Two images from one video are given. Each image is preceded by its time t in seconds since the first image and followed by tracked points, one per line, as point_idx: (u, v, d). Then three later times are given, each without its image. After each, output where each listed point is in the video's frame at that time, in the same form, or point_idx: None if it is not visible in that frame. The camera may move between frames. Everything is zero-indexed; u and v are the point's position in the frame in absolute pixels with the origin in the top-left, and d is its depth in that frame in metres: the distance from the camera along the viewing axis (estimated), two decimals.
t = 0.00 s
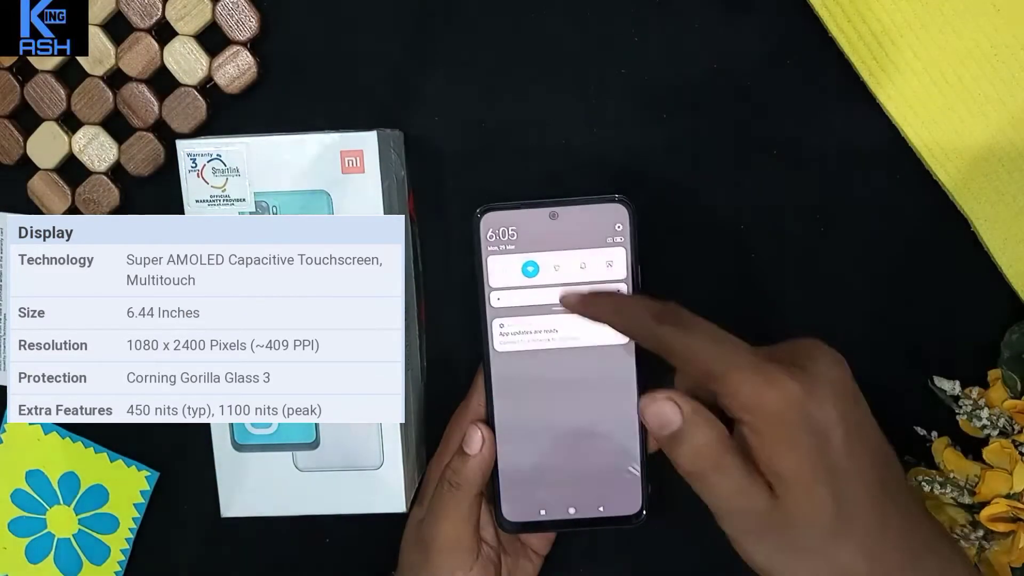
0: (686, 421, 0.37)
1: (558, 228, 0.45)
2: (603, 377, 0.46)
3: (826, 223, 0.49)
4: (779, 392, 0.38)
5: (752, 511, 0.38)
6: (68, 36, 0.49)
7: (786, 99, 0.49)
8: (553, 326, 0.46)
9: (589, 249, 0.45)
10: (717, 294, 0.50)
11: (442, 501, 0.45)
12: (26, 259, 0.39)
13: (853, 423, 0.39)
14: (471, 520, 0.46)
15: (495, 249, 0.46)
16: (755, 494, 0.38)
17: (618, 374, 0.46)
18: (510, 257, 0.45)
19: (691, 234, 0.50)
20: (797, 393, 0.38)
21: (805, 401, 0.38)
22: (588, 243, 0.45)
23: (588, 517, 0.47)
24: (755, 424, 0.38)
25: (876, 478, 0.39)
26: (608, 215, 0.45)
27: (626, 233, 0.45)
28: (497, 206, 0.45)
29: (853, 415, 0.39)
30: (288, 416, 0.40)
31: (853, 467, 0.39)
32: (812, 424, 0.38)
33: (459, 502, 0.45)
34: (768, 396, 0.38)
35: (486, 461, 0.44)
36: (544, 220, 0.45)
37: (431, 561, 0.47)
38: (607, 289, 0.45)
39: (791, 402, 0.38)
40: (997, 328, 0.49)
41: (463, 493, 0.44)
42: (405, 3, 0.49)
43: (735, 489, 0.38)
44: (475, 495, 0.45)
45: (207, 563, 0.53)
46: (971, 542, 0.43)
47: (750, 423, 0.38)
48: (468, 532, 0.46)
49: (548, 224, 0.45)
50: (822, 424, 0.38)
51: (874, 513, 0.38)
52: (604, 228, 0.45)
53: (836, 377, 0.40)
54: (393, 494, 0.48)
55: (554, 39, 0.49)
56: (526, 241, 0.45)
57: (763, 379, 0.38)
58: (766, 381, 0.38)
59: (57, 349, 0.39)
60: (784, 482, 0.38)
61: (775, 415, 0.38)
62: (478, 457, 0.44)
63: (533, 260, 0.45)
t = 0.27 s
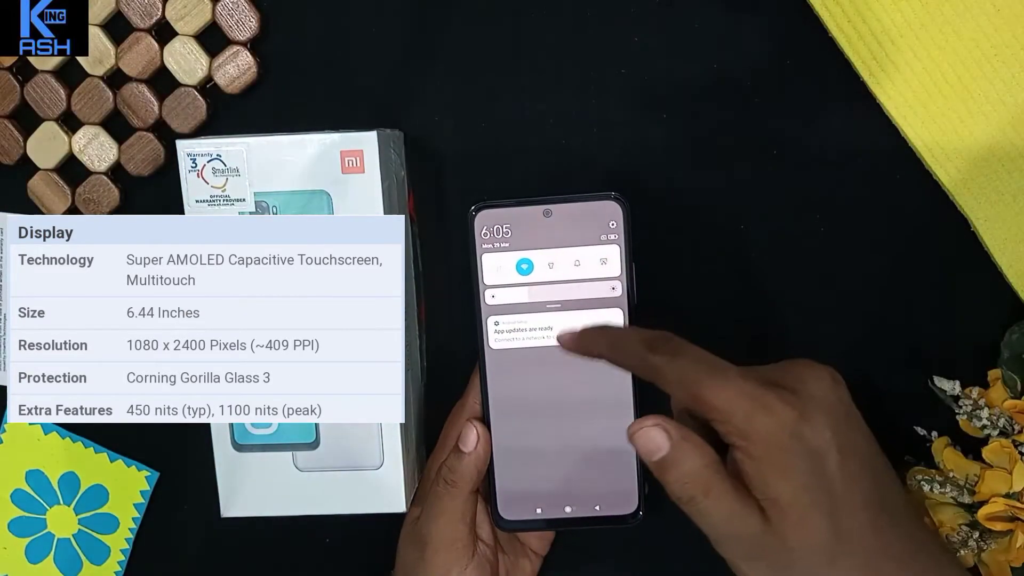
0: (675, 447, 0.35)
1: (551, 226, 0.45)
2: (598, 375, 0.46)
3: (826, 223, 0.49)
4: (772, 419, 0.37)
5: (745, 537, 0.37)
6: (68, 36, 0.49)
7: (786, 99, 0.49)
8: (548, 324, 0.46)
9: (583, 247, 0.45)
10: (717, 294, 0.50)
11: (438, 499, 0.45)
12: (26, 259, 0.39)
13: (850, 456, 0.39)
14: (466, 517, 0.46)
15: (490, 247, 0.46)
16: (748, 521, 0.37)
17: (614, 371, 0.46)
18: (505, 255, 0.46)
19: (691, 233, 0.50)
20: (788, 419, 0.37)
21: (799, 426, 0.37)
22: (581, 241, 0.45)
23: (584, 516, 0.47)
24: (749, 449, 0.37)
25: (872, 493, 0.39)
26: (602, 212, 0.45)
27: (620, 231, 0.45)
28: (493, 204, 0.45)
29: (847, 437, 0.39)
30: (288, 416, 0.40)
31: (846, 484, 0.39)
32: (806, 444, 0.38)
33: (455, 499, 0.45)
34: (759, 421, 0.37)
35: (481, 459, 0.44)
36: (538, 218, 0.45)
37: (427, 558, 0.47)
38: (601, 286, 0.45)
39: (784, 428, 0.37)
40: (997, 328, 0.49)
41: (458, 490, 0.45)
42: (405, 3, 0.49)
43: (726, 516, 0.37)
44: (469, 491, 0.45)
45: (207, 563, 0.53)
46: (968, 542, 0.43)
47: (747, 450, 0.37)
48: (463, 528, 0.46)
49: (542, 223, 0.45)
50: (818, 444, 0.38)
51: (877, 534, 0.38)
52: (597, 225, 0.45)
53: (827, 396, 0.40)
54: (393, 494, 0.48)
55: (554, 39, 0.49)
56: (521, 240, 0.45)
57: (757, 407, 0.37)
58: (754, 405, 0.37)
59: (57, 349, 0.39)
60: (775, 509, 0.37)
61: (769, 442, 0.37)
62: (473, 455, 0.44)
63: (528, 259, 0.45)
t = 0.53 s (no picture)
0: (623, 495, 0.35)
1: (548, 225, 0.45)
2: (596, 371, 0.46)
3: (826, 223, 0.49)
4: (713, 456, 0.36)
5: None
6: (68, 36, 0.49)
7: (786, 99, 0.49)
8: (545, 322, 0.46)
9: (578, 245, 0.45)
10: (717, 294, 0.50)
11: (435, 496, 0.46)
12: (26, 259, 0.39)
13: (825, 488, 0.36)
14: (463, 515, 0.46)
15: (487, 246, 0.46)
16: None
17: (611, 367, 0.46)
18: (502, 254, 0.46)
19: (692, 233, 0.50)
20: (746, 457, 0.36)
21: (742, 459, 0.36)
22: (577, 240, 0.45)
23: (582, 516, 0.47)
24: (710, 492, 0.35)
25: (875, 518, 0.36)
26: (599, 212, 0.45)
27: (615, 229, 0.45)
28: (491, 203, 0.45)
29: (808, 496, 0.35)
30: (288, 415, 0.40)
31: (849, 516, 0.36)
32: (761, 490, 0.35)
33: (452, 497, 0.46)
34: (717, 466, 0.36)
35: (479, 456, 0.45)
36: (534, 218, 0.45)
37: (425, 555, 0.47)
38: (597, 284, 0.45)
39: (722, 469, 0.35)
40: (997, 328, 0.49)
41: (456, 488, 0.45)
42: (405, 3, 0.49)
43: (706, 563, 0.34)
44: (467, 489, 0.46)
45: (207, 563, 0.53)
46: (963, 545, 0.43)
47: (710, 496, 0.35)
48: (462, 526, 0.47)
49: (538, 222, 0.45)
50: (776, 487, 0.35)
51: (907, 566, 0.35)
52: (593, 225, 0.45)
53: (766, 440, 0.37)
54: (393, 494, 0.48)
55: (554, 40, 0.49)
56: (516, 239, 0.45)
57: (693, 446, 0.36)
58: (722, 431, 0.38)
59: (58, 349, 0.39)
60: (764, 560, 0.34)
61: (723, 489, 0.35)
62: (471, 452, 0.45)
63: (525, 258, 0.45)
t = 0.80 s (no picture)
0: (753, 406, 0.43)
1: (547, 224, 0.45)
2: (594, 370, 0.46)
3: (826, 223, 0.49)
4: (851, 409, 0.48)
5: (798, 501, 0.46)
6: (68, 36, 0.49)
7: (786, 99, 0.49)
8: (545, 321, 0.46)
9: (577, 244, 0.45)
10: (717, 294, 0.50)
11: (434, 496, 0.47)
12: (26, 259, 0.39)
13: (850, 440, 0.47)
14: (462, 516, 0.47)
15: (487, 247, 0.46)
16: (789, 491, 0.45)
17: (609, 365, 0.46)
18: (501, 253, 0.46)
19: (692, 233, 0.50)
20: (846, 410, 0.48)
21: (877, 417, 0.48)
22: (576, 239, 0.45)
23: (582, 514, 0.47)
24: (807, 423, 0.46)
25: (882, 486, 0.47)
26: (598, 211, 0.45)
27: (614, 228, 0.45)
28: (490, 203, 0.45)
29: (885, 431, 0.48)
30: (288, 416, 0.40)
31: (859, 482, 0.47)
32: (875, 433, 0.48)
33: (451, 498, 0.46)
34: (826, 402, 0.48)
35: (478, 457, 0.45)
36: (533, 217, 0.45)
37: (425, 552, 0.48)
38: (596, 282, 0.45)
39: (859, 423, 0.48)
40: (997, 328, 0.49)
41: (455, 488, 0.46)
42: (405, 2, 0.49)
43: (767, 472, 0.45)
44: (466, 489, 0.46)
45: (207, 563, 0.53)
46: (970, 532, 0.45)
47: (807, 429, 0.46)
48: (461, 526, 0.47)
49: (538, 222, 0.45)
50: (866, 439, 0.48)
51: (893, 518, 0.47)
52: (592, 224, 0.45)
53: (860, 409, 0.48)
54: (393, 494, 0.48)
55: (554, 40, 0.49)
56: (515, 238, 0.45)
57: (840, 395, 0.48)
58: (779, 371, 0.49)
59: (57, 349, 0.39)
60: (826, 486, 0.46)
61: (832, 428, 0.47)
62: (470, 453, 0.45)
63: (524, 256, 0.45)
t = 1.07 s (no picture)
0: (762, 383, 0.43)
1: (548, 224, 0.45)
2: (595, 370, 0.46)
3: (826, 223, 0.49)
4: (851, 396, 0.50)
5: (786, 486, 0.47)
6: (68, 36, 0.49)
7: (786, 99, 0.49)
8: (546, 321, 0.46)
9: (578, 243, 0.45)
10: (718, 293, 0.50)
11: (434, 496, 0.47)
12: (26, 259, 0.39)
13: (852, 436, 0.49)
14: (463, 516, 0.47)
15: (487, 247, 0.46)
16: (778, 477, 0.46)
17: (610, 365, 0.46)
18: (501, 253, 0.46)
19: (692, 233, 0.50)
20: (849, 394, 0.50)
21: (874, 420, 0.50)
22: (577, 238, 0.45)
23: (583, 515, 0.47)
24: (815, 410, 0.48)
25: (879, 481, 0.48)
26: (599, 211, 0.45)
27: (615, 228, 0.45)
28: (490, 203, 0.45)
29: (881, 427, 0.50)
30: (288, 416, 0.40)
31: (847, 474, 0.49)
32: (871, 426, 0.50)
33: (451, 498, 0.46)
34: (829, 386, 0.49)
35: (478, 457, 0.45)
36: (533, 217, 0.45)
37: (425, 554, 0.48)
38: (597, 282, 0.45)
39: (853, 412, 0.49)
40: (997, 328, 0.49)
41: (456, 489, 0.46)
42: (404, 2, 0.49)
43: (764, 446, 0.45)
44: (467, 490, 0.46)
45: (207, 562, 0.53)
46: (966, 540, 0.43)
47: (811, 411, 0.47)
48: (461, 527, 0.47)
49: (538, 221, 0.45)
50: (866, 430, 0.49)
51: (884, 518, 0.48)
52: (593, 224, 0.45)
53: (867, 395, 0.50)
54: (393, 494, 0.48)
55: (554, 39, 0.49)
56: (517, 237, 0.45)
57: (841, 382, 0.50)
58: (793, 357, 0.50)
59: (57, 349, 0.39)
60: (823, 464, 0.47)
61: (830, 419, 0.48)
62: (471, 453, 0.45)
63: (525, 256, 0.45)
